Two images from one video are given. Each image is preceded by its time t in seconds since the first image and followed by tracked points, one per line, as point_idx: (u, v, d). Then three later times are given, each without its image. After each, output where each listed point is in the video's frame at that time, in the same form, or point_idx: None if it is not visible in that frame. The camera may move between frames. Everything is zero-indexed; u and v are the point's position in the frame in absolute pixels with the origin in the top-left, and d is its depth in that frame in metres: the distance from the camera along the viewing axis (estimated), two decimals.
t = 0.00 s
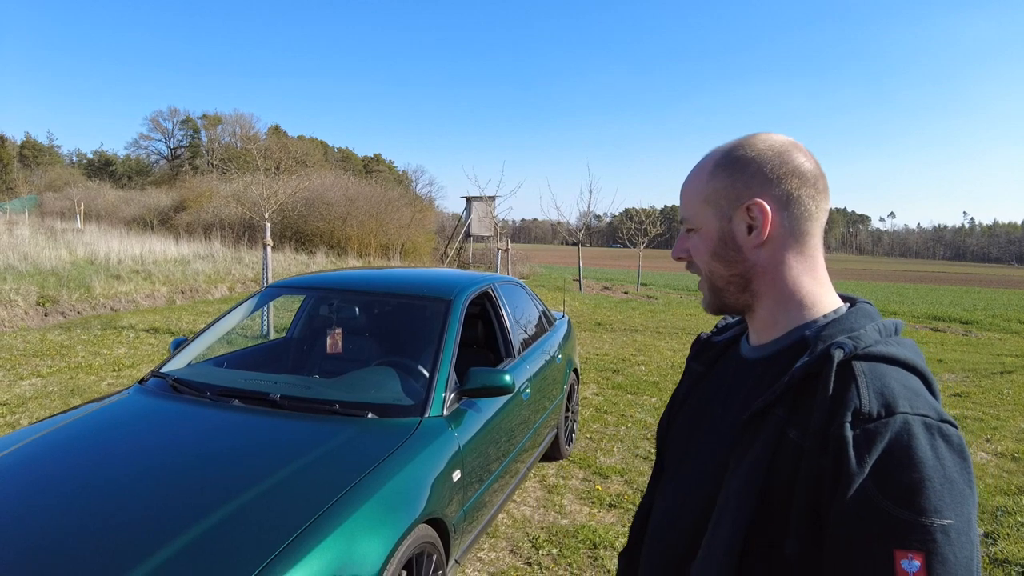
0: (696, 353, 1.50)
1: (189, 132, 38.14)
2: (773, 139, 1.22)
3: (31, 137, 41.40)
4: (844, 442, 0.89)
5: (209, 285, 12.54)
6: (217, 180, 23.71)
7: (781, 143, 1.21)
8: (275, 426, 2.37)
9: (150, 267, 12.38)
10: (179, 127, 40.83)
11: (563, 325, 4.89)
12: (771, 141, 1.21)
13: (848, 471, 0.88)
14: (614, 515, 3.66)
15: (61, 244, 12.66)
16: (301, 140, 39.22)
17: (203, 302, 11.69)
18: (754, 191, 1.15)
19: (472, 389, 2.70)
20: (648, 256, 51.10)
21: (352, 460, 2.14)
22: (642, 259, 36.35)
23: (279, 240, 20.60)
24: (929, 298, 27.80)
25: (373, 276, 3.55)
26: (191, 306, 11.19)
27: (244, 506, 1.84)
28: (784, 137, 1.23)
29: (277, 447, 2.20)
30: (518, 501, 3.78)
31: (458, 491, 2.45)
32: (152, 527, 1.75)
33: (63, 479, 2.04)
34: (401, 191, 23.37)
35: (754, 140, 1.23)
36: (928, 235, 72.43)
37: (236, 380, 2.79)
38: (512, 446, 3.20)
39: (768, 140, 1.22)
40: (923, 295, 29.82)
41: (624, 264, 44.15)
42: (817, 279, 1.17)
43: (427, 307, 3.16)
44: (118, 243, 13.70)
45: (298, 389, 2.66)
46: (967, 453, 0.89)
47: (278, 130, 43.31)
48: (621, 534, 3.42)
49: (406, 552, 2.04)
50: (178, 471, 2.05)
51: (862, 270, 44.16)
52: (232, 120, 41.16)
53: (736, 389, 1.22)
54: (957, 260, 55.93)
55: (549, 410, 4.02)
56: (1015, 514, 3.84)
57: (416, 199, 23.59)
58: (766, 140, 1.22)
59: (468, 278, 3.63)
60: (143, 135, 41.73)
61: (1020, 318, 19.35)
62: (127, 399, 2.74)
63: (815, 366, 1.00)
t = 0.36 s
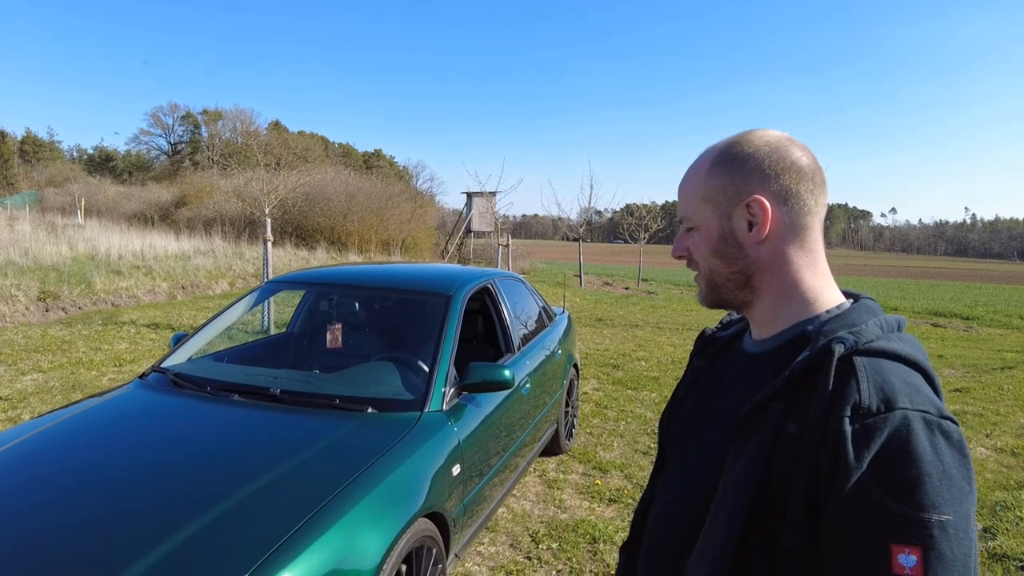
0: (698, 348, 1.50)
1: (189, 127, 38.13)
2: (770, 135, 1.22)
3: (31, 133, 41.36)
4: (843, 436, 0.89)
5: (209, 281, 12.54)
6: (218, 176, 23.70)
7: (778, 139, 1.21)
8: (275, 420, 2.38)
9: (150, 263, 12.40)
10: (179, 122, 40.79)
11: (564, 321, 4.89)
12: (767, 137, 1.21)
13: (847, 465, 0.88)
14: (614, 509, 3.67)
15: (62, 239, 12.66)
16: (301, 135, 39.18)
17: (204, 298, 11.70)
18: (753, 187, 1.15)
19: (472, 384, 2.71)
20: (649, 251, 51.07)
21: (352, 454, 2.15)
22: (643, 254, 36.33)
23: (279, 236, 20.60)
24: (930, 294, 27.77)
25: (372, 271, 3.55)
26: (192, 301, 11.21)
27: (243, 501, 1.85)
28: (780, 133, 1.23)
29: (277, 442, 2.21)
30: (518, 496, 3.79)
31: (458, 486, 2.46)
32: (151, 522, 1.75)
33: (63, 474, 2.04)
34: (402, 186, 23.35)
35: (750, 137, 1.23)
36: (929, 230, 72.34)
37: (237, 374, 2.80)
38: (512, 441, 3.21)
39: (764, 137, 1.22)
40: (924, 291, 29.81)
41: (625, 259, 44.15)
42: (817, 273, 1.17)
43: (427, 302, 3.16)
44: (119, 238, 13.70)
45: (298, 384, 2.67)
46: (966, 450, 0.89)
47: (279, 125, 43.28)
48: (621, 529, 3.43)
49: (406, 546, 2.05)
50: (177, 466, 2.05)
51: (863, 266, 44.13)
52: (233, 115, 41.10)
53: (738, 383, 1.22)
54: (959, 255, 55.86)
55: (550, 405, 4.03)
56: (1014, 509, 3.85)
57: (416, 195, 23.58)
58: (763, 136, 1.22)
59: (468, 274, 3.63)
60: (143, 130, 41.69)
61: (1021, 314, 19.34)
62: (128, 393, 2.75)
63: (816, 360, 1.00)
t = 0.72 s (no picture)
0: (716, 338, 1.49)
1: (190, 113, 37.96)
2: (803, 124, 1.21)
3: (31, 118, 41.16)
4: (875, 431, 0.89)
5: (213, 267, 12.56)
6: (220, 162, 23.64)
7: (812, 128, 1.20)
8: (284, 408, 2.39)
9: (154, 249, 12.41)
10: (180, 108, 40.62)
11: (567, 308, 4.88)
12: (807, 125, 1.20)
13: (879, 460, 0.88)
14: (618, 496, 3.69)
15: (64, 226, 12.66)
16: (303, 121, 39.01)
17: (207, 284, 11.72)
18: (803, 173, 1.12)
19: (479, 373, 2.71)
20: (652, 238, 50.92)
21: (362, 442, 2.16)
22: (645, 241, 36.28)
23: (282, 222, 20.58)
24: (933, 282, 27.68)
25: (378, 259, 3.54)
26: (195, 287, 11.23)
27: (254, 489, 1.86)
28: (811, 124, 1.22)
29: (286, 430, 2.22)
30: (523, 482, 3.82)
31: (465, 473, 2.48)
32: (162, 511, 1.76)
33: (73, 463, 2.05)
34: (404, 172, 23.28)
35: (784, 125, 1.21)
36: (933, 217, 72.07)
37: (244, 362, 2.81)
38: (518, 428, 3.22)
39: (797, 125, 1.21)
40: (927, 279, 29.72)
41: (627, 246, 44.09)
42: (849, 264, 1.17)
43: (433, 291, 3.16)
44: (121, 224, 13.71)
45: (306, 372, 2.68)
46: (996, 445, 0.89)
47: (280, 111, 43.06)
48: (625, 515, 3.45)
49: (415, 532, 2.07)
50: (186, 455, 2.06)
51: (866, 253, 43.99)
52: (234, 101, 40.89)
53: (761, 376, 1.21)
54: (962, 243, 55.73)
55: (554, 393, 4.04)
56: (1016, 498, 3.88)
57: (418, 181, 23.51)
58: (797, 124, 1.21)
59: (473, 262, 3.62)
60: (144, 116, 41.48)
61: None
62: (136, 381, 2.76)
63: (845, 355, 0.99)
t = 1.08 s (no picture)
0: (724, 327, 1.48)
1: (190, 98, 37.81)
2: (823, 112, 1.20)
3: (30, 103, 40.94)
4: (900, 423, 0.89)
5: (213, 253, 12.55)
6: (220, 148, 23.55)
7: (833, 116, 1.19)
8: (287, 394, 2.40)
9: (154, 235, 12.40)
10: (179, 93, 40.38)
11: (569, 296, 4.88)
12: (825, 113, 1.18)
13: (905, 450, 0.88)
14: (619, 483, 3.72)
15: (65, 211, 12.64)
16: (303, 106, 38.79)
17: (208, 270, 11.72)
18: (825, 165, 1.12)
19: (482, 360, 2.72)
20: (653, 225, 50.83)
21: (367, 429, 2.17)
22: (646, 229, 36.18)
23: (282, 209, 20.53)
24: (935, 271, 27.62)
25: (379, 246, 3.53)
26: (197, 274, 11.24)
27: (260, 475, 1.88)
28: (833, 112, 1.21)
29: (291, 416, 2.22)
30: (524, 469, 3.84)
31: (468, 459, 2.49)
32: (167, 497, 1.77)
33: (77, 450, 2.06)
34: (404, 159, 23.18)
35: (803, 114, 1.20)
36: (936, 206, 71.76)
37: (247, 348, 2.82)
38: (520, 415, 3.23)
39: (818, 113, 1.20)
40: (930, 268, 29.63)
41: (628, 234, 43.99)
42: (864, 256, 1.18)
43: (436, 279, 3.15)
44: (122, 210, 13.69)
45: (309, 358, 2.69)
46: (1014, 437, 0.90)
47: (280, 96, 42.80)
48: (626, 502, 3.48)
49: (418, 518, 2.09)
50: (190, 441, 2.07)
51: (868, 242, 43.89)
52: (234, 86, 40.64)
53: (775, 367, 1.21)
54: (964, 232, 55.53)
55: (556, 380, 4.05)
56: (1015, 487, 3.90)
57: (419, 167, 23.42)
58: (817, 113, 1.20)
59: (475, 249, 3.61)
60: (143, 101, 41.25)
61: None
62: (139, 367, 2.77)
63: (868, 346, 0.99)
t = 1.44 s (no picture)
0: (720, 326, 1.48)
1: (193, 94, 37.81)
2: (799, 117, 1.20)
3: (33, 99, 40.94)
4: (882, 422, 0.90)
5: (216, 249, 12.57)
6: (222, 143, 23.55)
7: (807, 120, 1.19)
8: (287, 391, 2.41)
9: (157, 231, 12.42)
10: (181, 89, 40.34)
11: (570, 293, 4.88)
12: (797, 119, 1.18)
13: (885, 450, 0.89)
14: (619, 479, 3.73)
15: (68, 207, 12.66)
16: (304, 102, 38.75)
17: (210, 266, 11.73)
18: (781, 171, 1.13)
19: (481, 357, 2.72)
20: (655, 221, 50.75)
21: (366, 425, 2.18)
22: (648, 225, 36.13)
23: (284, 205, 20.53)
24: (939, 267, 27.56)
25: (380, 243, 3.53)
26: (199, 269, 11.26)
27: (259, 472, 1.89)
28: (811, 115, 1.20)
29: (289, 414, 2.23)
30: (524, 465, 3.85)
31: (467, 456, 2.50)
32: (167, 493, 1.79)
33: (76, 447, 2.06)
34: (406, 154, 23.17)
35: (778, 120, 1.21)
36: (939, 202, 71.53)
37: (248, 345, 2.82)
38: (520, 411, 3.24)
39: (793, 118, 1.20)
40: (933, 264, 29.55)
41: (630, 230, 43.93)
42: (845, 256, 1.15)
43: (436, 275, 3.16)
44: (124, 206, 13.70)
45: (309, 355, 2.70)
46: (997, 435, 0.91)
47: (282, 92, 42.76)
48: (626, 498, 3.49)
49: (418, 513, 2.10)
50: (188, 438, 2.08)
51: (870, 238, 43.79)
52: (236, 81, 40.60)
53: (766, 366, 1.21)
54: (968, 228, 55.37)
55: (556, 377, 4.05)
56: (1014, 483, 3.90)
57: (421, 163, 23.40)
58: (792, 118, 1.20)
59: (476, 246, 3.61)
60: (145, 97, 41.21)
61: None
62: (141, 364, 2.78)
63: (853, 347, 0.99)
